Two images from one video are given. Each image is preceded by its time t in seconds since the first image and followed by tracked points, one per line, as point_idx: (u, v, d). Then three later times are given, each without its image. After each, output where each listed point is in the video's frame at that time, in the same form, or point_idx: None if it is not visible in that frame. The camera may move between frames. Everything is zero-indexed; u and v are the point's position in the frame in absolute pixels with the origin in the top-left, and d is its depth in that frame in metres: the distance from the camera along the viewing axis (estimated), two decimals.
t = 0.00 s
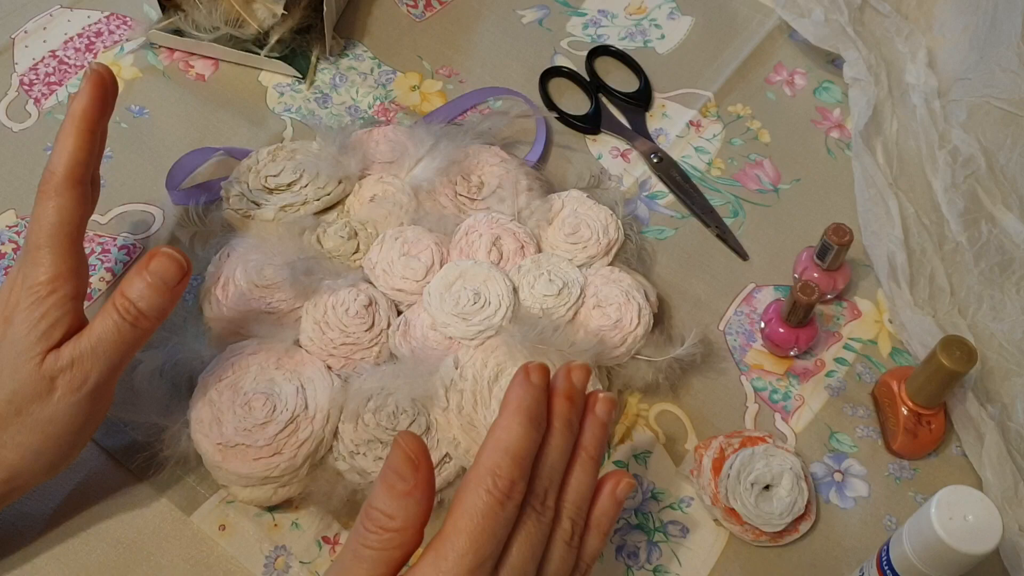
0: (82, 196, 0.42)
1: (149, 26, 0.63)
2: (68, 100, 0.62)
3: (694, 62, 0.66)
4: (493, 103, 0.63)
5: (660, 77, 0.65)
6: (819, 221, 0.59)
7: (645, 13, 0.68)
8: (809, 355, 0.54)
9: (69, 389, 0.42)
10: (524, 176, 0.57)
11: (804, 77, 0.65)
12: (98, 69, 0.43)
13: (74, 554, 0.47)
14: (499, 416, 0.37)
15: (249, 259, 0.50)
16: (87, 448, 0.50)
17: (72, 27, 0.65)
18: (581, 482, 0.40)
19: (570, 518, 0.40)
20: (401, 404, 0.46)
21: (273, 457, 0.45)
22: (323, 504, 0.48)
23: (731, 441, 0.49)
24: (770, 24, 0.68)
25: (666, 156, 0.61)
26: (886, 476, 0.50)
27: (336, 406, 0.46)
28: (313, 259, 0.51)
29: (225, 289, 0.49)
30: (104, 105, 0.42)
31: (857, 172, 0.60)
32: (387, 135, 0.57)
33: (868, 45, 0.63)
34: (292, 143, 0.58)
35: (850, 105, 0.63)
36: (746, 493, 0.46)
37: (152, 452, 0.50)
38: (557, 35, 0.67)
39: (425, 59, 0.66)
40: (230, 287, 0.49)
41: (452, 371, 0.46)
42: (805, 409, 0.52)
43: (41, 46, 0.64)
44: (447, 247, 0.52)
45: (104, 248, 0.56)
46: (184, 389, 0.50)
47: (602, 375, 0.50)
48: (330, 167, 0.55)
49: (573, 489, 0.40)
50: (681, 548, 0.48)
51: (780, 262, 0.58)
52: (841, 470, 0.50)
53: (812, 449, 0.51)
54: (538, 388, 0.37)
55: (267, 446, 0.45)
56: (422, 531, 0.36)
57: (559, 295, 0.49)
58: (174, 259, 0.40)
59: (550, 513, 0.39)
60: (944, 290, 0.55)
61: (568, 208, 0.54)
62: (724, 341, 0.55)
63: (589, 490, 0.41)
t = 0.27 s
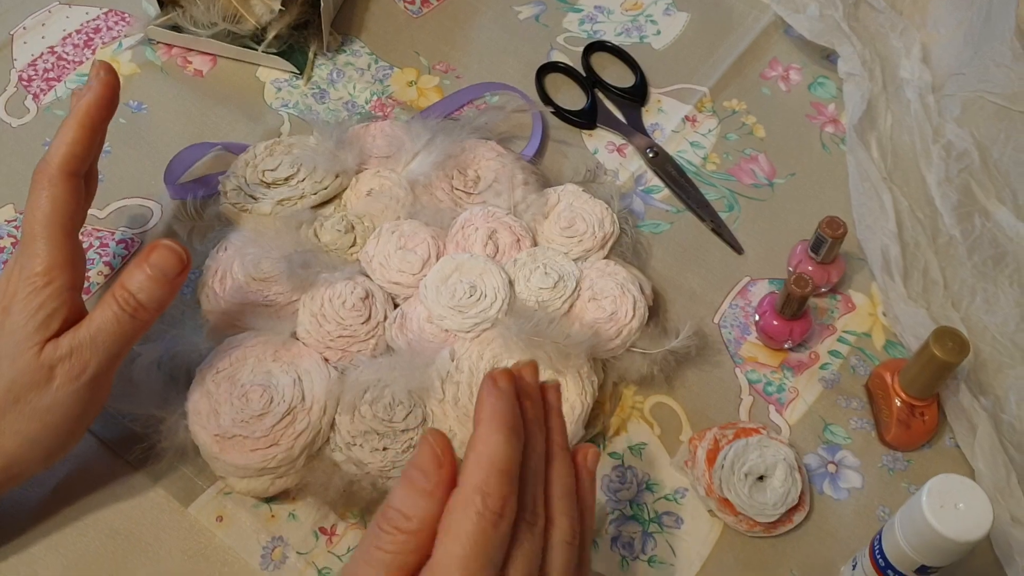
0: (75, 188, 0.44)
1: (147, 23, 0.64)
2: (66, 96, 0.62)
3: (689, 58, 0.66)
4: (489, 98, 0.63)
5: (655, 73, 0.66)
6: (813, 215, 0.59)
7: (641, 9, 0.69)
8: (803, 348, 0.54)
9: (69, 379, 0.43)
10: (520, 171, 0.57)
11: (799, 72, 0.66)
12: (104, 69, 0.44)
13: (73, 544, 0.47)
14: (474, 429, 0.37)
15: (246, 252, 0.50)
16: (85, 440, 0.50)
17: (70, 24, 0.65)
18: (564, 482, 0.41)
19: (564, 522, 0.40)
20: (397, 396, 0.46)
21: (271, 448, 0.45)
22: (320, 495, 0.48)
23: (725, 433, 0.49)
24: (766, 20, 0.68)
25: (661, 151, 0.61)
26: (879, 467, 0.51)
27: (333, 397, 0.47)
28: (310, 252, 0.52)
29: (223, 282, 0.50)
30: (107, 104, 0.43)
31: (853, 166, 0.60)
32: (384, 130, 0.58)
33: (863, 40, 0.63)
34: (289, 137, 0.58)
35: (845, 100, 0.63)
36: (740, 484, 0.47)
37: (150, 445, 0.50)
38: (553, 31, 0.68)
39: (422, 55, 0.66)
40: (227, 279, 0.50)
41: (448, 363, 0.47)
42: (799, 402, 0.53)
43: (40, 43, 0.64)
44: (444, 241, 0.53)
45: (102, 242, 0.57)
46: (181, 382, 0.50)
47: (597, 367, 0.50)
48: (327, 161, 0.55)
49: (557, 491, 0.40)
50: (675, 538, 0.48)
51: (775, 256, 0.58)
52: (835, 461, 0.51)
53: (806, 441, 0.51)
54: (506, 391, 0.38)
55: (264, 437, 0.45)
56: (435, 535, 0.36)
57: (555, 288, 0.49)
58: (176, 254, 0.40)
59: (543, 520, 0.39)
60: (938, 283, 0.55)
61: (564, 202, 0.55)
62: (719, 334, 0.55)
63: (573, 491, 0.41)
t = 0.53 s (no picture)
0: (71, 186, 0.44)
1: (145, 22, 0.64)
2: (65, 94, 0.62)
3: (683, 56, 0.67)
4: (485, 96, 0.63)
5: (650, 71, 0.66)
6: (806, 211, 0.60)
7: (636, 7, 0.69)
8: (796, 343, 0.55)
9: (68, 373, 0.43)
10: (515, 168, 0.57)
11: (793, 70, 0.66)
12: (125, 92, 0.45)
13: (73, 538, 0.48)
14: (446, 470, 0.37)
15: (244, 248, 0.51)
16: (84, 435, 0.51)
17: (69, 23, 0.66)
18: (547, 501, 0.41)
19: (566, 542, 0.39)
20: (392, 390, 0.46)
21: (268, 442, 0.45)
22: (317, 488, 0.48)
23: (718, 426, 0.50)
24: (759, 18, 0.68)
25: (655, 148, 0.62)
26: (872, 461, 0.51)
27: (329, 392, 0.47)
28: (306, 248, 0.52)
29: (220, 278, 0.50)
30: (119, 116, 0.44)
31: (845, 163, 0.60)
32: (380, 127, 0.58)
33: (856, 37, 0.64)
34: (286, 135, 0.58)
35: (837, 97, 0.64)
36: (732, 477, 0.47)
37: (148, 439, 0.51)
38: (548, 29, 0.68)
39: (418, 53, 0.66)
40: (224, 275, 0.50)
41: (443, 358, 0.47)
42: (792, 396, 0.53)
43: (39, 42, 0.65)
44: (439, 237, 0.53)
45: (100, 239, 0.57)
46: (179, 377, 0.50)
47: (592, 362, 0.50)
48: (323, 158, 0.56)
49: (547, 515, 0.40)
50: (669, 531, 0.49)
51: (768, 252, 0.58)
52: (827, 455, 0.51)
53: (799, 435, 0.52)
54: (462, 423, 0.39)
55: (261, 431, 0.45)
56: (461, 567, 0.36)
57: (549, 283, 0.49)
58: (175, 251, 0.42)
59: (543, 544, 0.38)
60: (929, 278, 0.56)
61: (559, 198, 0.55)
62: (712, 329, 0.56)
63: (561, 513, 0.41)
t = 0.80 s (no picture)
0: (72, 194, 0.45)
1: (142, 25, 0.64)
2: (62, 98, 0.63)
3: (677, 58, 0.67)
4: (480, 98, 0.64)
5: (644, 73, 0.67)
6: (799, 212, 0.60)
7: (630, 10, 0.70)
8: (788, 344, 0.55)
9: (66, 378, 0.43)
10: (509, 170, 0.58)
11: (786, 72, 0.66)
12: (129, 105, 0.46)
13: (70, 540, 0.48)
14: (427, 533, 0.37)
15: (239, 251, 0.51)
16: (81, 437, 0.51)
17: (65, 26, 0.66)
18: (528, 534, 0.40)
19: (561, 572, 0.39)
20: (387, 392, 0.47)
21: (263, 444, 0.46)
22: (312, 490, 0.48)
23: (711, 427, 0.50)
24: (753, 21, 0.69)
25: (649, 150, 0.62)
26: (864, 461, 0.51)
27: (324, 394, 0.47)
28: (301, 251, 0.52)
29: (216, 280, 0.51)
30: (123, 126, 0.44)
31: (837, 164, 0.61)
32: (375, 130, 0.58)
33: (848, 39, 0.64)
34: (281, 138, 0.59)
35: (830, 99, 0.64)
36: (725, 478, 0.47)
37: (144, 441, 0.51)
38: (543, 32, 0.68)
39: (413, 56, 0.67)
40: (220, 278, 0.50)
41: (438, 360, 0.48)
42: (784, 396, 0.53)
43: (36, 46, 0.65)
44: (434, 239, 0.53)
45: (97, 243, 0.57)
46: (175, 379, 0.51)
47: (585, 364, 0.51)
48: (318, 161, 0.56)
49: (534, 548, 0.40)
50: (662, 532, 0.49)
51: (761, 253, 0.59)
52: (820, 455, 0.51)
53: (791, 435, 0.52)
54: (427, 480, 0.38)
55: (255, 432, 0.46)
56: None
57: (542, 285, 0.50)
58: (169, 253, 0.42)
59: None
60: (923, 278, 0.56)
61: (553, 200, 0.55)
62: (706, 330, 0.56)
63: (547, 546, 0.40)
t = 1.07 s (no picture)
0: (68, 200, 0.45)
1: (136, 29, 0.64)
2: (57, 102, 0.63)
3: (671, 60, 0.67)
4: (474, 101, 0.64)
5: (638, 75, 0.67)
6: (793, 213, 0.60)
7: (624, 12, 0.70)
8: (783, 345, 0.55)
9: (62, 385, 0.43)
10: (503, 173, 0.58)
11: (781, 73, 0.66)
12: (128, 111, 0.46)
13: (66, 545, 0.48)
14: None
15: (233, 255, 0.51)
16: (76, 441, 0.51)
17: (61, 30, 0.66)
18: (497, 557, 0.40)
19: None
20: (381, 395, 0.47)
21: (257, 447, 0.46)
22: (306, 493, 0.48)
23: (705, 429, 0.50)
24: (747, 22, 0.69)
25: (644, 152, 0.62)
26: (858, 462, 0.51)
27: (318, 397, 0.47)
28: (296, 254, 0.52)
29: (210, 284, 0.51)
30: (122, 133, 0.45)
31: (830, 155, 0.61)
32: (369, 133, 0.59)
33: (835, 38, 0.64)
34: (276, 141, 0.59)
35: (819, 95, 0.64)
36: (719, 479, 0.47)
37: (139, 445, 0.51)
38: (537, 34, 0.68)
39: (407, 59, 0.67)
40: (214, 281, 0.51)
41: (432, 362, 0.48)
42: (779, 397, 0.53)
43: (31, 50, 0.65)
44: (428, 241, 0.53)
45: (92, 246, 0.57)
46: (170, 382, 0.51)
47: (580, 366, 0.51)
48: (313, 165, 0.56)
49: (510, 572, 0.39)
50: (657, 534, 0.49)
51: (756, 255, 0.59)
52: (814, 456, 0.52)
53: (785, 437, 0.52)
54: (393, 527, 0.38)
55: (250, 436, 0.46)
56: None
57: (536, 287, 0.50)
58: (165, 260, 0.42)
59: None
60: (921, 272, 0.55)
61: (547, 203, 0.55)
62: (700, 332, 0.56)
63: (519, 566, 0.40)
